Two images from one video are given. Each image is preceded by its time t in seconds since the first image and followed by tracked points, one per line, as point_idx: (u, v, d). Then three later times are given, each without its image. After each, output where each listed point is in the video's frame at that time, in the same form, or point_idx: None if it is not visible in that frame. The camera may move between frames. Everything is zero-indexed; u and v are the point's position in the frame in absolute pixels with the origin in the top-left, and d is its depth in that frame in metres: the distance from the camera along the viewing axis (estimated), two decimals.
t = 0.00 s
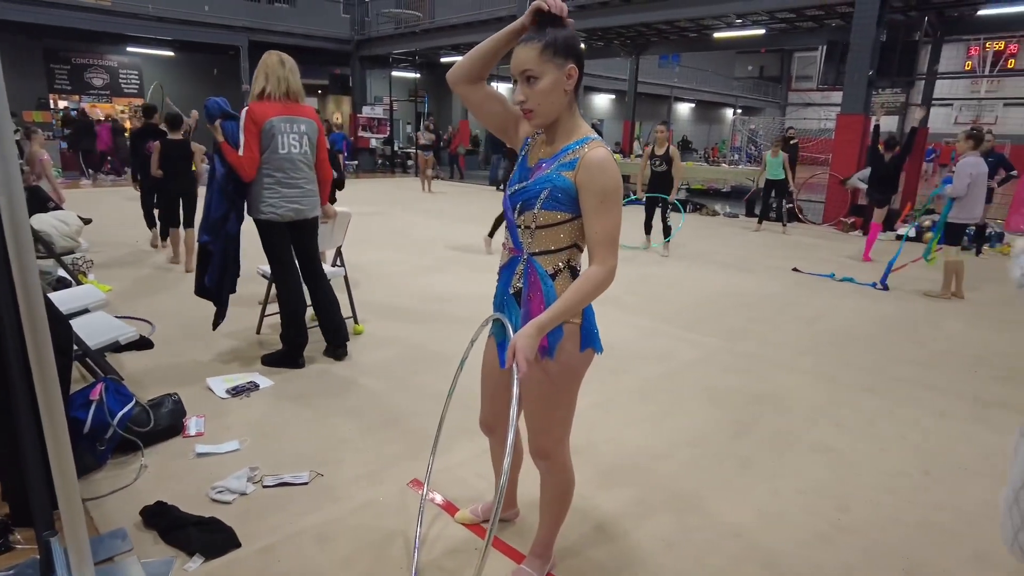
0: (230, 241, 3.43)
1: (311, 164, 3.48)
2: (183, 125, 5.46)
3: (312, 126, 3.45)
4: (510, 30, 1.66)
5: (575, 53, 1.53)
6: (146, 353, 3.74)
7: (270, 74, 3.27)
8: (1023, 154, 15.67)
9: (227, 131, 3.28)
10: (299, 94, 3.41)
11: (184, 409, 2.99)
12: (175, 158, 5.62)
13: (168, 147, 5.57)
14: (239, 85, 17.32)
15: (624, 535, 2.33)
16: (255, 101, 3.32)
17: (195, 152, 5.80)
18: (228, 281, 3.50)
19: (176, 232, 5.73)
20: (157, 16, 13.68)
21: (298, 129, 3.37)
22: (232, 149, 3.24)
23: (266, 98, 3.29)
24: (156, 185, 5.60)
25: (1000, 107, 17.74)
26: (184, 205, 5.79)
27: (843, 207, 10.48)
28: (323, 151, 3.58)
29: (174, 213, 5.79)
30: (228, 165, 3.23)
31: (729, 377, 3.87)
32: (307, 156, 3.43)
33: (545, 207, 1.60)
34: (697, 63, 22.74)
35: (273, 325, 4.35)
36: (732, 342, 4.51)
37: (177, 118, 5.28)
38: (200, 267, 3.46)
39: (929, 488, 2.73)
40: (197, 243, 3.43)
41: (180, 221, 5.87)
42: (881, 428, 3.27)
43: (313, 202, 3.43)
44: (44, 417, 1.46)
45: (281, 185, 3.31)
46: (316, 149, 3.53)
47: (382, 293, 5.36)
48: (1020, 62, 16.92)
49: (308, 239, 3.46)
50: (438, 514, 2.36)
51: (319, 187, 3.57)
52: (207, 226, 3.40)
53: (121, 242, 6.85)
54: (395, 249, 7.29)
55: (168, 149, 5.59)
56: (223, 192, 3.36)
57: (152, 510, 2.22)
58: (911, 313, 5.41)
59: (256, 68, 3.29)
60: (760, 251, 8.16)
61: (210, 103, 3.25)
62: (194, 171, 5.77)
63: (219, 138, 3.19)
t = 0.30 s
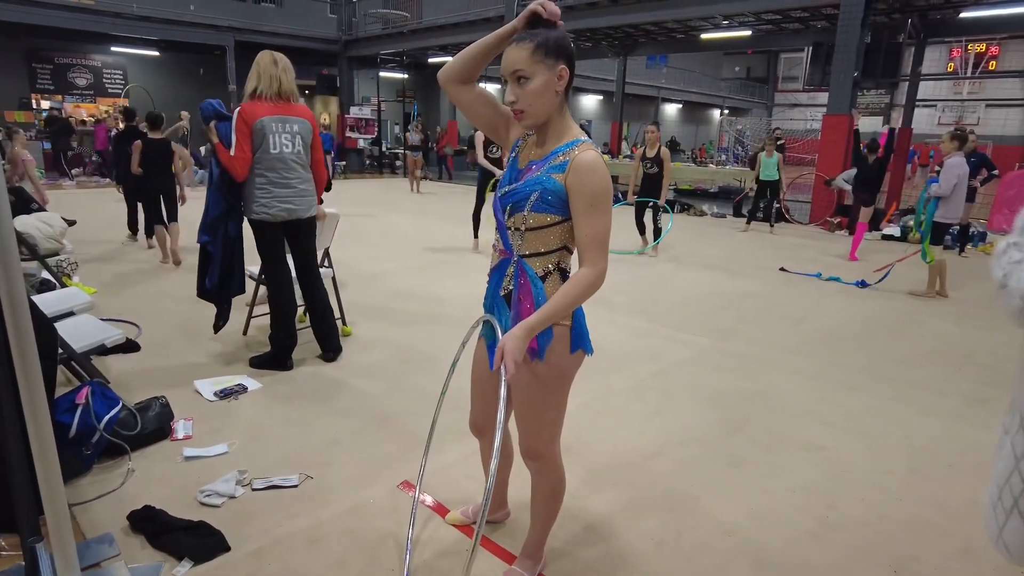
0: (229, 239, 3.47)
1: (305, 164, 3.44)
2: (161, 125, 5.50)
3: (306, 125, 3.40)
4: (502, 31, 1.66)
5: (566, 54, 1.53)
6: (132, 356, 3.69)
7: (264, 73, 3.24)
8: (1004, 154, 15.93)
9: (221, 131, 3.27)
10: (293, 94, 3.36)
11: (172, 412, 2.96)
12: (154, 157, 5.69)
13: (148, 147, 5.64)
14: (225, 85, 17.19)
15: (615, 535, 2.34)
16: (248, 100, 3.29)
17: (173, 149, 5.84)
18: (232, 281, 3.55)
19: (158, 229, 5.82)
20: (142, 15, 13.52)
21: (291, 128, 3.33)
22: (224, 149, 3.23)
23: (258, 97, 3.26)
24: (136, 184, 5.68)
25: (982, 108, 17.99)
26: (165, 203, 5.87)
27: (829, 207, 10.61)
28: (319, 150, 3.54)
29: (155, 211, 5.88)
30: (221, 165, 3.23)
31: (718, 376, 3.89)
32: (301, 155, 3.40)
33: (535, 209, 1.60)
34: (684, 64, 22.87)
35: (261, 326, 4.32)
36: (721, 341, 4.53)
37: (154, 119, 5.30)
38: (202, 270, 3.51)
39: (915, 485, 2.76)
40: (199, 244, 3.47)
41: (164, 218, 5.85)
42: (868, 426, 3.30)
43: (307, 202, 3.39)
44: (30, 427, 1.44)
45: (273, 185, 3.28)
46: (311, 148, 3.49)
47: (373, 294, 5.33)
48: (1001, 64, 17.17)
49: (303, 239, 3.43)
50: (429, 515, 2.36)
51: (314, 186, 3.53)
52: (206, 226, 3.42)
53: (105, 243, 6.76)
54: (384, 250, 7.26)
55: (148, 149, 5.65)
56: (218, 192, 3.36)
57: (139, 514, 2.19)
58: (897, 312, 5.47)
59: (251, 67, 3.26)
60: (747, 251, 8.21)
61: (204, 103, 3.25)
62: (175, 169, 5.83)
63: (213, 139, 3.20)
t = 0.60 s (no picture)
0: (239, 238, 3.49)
1: (304, 163, 3.41)
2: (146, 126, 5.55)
3: (306, 126, 3.38)
4: (495, 34, 1.66)
5: (558, 55, 1.53)
6: (123, 357, 3.66)
7: (264, 73, 3.24)
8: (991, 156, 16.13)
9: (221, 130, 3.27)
10: (293, 94, 3.35)
11: (163, 415, 2.95)
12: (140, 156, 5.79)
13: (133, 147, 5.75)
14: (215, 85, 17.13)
15: (609, 537, 2.33)
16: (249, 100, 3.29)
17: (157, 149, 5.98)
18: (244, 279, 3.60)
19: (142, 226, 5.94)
20: (131, 14, 13.43)
21: (290, 128, 3.31)
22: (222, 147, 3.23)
23: (258, 96, 3.26)
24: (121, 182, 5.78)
25: (969, 109, 18.19)
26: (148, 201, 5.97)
27: (820, 208, 10.69)
28: (318, 151, 3.52)
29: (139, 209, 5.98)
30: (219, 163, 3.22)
31: (711, 377, 3.90)
32: (298, 155, 3.37)
33: (528, 212, 1.60)
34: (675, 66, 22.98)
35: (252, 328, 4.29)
36: (714, 342, 4.55)
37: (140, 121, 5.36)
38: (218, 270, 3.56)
39: (908, 485, 2.77)
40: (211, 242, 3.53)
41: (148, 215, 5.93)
42: (861, 425, 3.32)
43: (304, 202, 3.36)
44: (20, 434, 1.42)
45: (270, 183, 3.25)
46: (310, 148, 3.47)
47: (365, 296, 5.32)
48: (988, 66, 17.36)
49: (300, 238, 3.41)
50: (423, 517, 2.35)
51: (314, 186, 3.49)
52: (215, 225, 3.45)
53: (94, 244, 6.71)
54: (377, 251, 7.26)
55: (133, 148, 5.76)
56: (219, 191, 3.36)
57: (130, 518, 2.17)
58: (887, 312, 5.51)
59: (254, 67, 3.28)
60: (739, 251, 8.25)
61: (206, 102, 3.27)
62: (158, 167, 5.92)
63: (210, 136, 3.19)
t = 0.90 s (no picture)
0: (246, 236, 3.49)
1: (304, 163, 3.40)
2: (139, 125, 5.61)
3: (306, 126, 3.38)
4: (494, 37, 1.66)
5: (558, 57, 1.53)
6: (118, 358, 3.65)
7: (266, 73, 3.23)
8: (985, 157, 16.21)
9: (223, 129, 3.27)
10: (294, 95, 3.35)
11: (160, 416, 2.94)
12: (132, 154, 5.88)
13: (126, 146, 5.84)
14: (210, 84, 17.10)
15: (607, 539, 2.33)
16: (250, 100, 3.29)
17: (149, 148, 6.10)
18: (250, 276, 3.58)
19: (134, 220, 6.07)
20: (125, 13, 13.36)
21: (290, 128, 3.30)
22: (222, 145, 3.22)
23: (259, 96, 3.25)
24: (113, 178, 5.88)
25: (964, 111, 18.26)
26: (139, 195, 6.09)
27: (815, 208, 10.76)
28: (317, 152, 3.52)
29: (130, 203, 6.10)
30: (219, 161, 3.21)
31: (708, 377, 3.91)
32: (298, 155, 3.37)
33: (527, 212, 1.60)
34: (671, 67, 23.02)
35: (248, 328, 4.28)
36: (711, 342, 4.56)
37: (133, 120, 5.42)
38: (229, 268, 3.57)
39: (904, 485, 2.78)
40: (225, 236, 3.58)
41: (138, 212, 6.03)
42: (856, 426, 3.33)
43: (304, 201, 3.35)
44: (17, 438, 1.41)
45: (270, 182, 3.24)
46: (310, 149, 3.46)
47: (363, 296, 5.31)
48: (982, 68, 17.45)
49: (299, 237, 3.40)
50: (421, 518, 2.35)
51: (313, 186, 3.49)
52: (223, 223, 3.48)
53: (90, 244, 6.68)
54: (374, 251, 7.26)
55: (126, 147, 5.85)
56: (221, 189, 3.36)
57: (126, 519, 2.16)
58: (883, 312, 5.53)
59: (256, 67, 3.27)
60: (735, 252, 8.27)
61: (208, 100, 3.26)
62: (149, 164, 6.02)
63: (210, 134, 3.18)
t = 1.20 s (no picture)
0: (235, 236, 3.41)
1: (304, 162, 3.42)
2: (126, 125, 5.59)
3: (306, 126, 3.41)
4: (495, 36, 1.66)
5: (560, 55, 1.54)
6: (116, 358, 3.64)
7: (268, 72, 3.24)
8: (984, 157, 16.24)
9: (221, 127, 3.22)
10: (295, 95, 3.38)
11: (157, 415, 2.93)
12: (120, 153, 5.87)
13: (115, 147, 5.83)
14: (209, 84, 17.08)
15: (605, 539, 2.32)
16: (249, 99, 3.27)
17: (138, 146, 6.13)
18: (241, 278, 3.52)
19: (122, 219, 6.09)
20: (124, 13, 13.35)
21: (293, 126, 3.32)
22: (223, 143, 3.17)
23: (261, 95, 3.25)
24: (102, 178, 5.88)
25: (962, 111, 18.31)
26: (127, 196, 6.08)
27: (814, 208, 10.76)
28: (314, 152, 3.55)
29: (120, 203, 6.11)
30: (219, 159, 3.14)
31: (706, 377, 3.90)
32: (300, 154, 3.38)
33: (525, 208, 1.59)
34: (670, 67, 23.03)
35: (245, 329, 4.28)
36: (709, 342, 4.56)
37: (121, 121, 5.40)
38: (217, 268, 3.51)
39: (902, 484, 2.79)
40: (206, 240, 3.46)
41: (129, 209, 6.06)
42: (854, 425, 3.33)
43: (306, 199, 3.36)
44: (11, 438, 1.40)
45: (275, 180, 3.24)
46: (308, 148, 3.49)
47: (361, 296, 5.30)
48: (980, 68, 17.50)
49: (299, 235, 3.40)
50: (418, 517, 2.35)
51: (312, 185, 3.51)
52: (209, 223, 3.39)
53: (88, 244, 6.67)
54: (373, 251, 7.26)
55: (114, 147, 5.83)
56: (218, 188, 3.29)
57: (122, 519, 2.16)
58: (881, 312, 5.54)
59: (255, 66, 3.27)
60: (734, 252, 8.27)
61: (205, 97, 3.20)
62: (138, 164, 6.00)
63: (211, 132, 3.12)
